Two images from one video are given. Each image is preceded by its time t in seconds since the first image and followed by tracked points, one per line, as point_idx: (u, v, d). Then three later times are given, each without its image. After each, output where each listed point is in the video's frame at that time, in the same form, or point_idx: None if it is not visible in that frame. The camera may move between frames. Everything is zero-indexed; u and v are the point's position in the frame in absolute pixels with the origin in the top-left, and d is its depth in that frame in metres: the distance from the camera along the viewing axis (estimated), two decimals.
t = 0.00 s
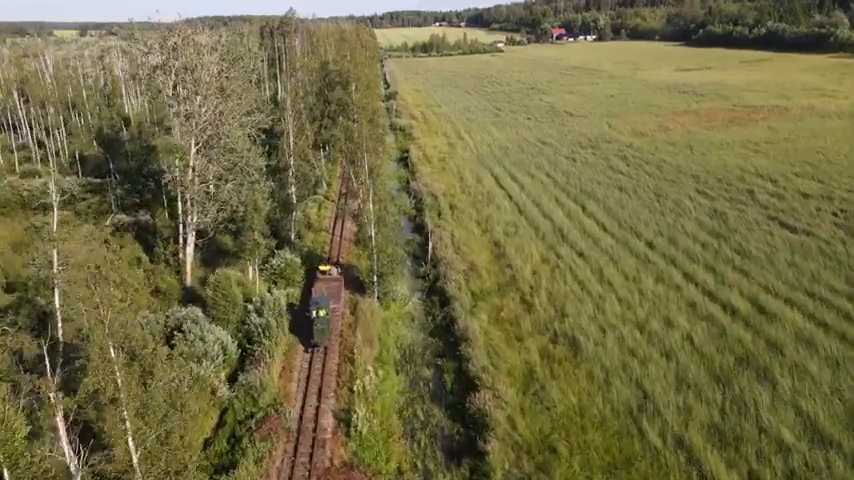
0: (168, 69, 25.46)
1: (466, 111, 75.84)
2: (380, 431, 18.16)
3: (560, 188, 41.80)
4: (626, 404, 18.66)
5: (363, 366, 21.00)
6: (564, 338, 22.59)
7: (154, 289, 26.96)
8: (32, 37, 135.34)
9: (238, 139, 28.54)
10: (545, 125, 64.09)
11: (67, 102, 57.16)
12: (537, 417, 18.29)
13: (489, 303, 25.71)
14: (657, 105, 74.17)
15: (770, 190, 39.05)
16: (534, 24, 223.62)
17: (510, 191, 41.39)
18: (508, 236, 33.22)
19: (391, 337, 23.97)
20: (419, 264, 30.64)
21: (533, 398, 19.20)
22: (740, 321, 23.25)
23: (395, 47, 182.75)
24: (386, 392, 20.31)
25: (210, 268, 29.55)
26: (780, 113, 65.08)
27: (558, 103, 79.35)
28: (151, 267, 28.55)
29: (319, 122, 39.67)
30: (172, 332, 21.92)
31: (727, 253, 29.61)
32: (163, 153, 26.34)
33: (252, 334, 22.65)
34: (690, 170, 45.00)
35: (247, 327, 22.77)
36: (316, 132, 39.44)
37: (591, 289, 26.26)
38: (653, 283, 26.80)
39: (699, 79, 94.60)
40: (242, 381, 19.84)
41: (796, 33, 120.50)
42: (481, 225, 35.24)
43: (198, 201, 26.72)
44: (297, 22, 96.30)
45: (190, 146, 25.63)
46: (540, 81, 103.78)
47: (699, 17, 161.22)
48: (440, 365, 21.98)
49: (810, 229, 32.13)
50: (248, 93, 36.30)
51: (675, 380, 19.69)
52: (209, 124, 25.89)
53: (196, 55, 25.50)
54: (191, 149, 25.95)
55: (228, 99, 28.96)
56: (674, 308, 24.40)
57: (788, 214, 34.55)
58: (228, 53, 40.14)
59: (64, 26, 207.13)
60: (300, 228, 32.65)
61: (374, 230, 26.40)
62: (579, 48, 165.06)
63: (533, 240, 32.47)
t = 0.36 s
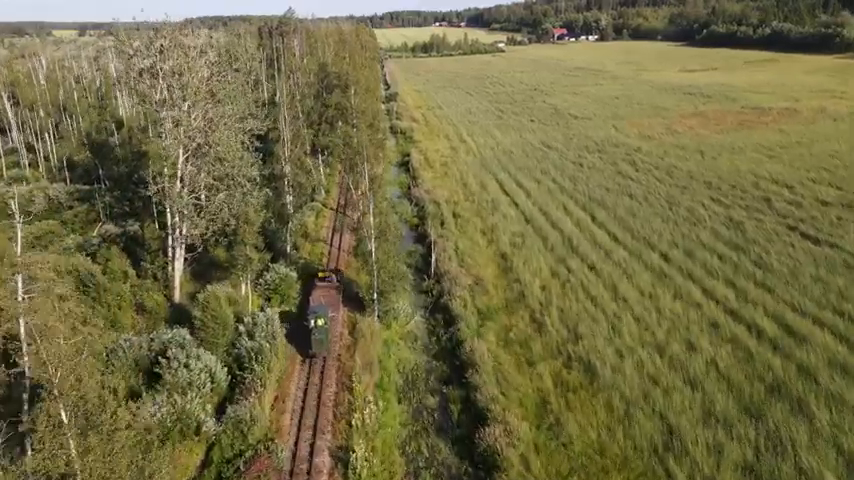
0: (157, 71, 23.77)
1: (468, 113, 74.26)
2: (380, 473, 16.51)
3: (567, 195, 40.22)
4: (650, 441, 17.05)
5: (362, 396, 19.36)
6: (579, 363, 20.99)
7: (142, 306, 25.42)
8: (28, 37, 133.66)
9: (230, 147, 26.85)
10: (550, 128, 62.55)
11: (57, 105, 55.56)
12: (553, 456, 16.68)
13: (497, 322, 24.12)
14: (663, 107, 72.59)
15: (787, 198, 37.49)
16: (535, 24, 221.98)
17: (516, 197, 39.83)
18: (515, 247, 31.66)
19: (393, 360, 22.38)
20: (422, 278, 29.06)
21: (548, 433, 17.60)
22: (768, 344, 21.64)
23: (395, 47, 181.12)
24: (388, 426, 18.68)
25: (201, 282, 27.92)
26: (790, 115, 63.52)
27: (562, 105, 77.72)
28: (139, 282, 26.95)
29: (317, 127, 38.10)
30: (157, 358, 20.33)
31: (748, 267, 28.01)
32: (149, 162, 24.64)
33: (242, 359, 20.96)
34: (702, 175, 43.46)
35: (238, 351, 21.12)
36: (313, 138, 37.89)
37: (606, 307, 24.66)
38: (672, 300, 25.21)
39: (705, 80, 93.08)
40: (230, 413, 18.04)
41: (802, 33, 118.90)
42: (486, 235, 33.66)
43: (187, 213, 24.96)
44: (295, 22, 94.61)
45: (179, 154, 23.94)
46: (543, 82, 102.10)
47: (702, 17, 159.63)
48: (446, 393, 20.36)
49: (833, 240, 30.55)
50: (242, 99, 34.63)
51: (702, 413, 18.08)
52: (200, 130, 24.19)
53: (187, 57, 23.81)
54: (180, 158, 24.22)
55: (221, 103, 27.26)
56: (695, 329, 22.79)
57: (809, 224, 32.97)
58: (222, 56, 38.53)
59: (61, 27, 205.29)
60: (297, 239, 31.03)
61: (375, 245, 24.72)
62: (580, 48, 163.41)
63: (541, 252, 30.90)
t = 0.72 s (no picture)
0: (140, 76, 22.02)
1: (470, 116, 72.58)
2: None
3: (575, 202, 38.57)
4: None
5: (361, 435, 17.61)
6: (597, 395, 19.31)
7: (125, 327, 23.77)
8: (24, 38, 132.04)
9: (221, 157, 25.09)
10: (554, 132, 60.91)
11: (47, 109, 53.86)
12: None
13: (506, 346, 22.49)
14: (670, 109, 70.91)
15: (806, 206, 35.81)
16: (536, 24, 220.00)
17: (522, 206, 38.17)
18: (523, 261, 30.00)
19: (394, 389, 20.71)
20: (425, 295, 27.37)
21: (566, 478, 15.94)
22: (801, 372, 19.96)
23: (395, 48, 179.38)
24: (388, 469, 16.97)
25: (190, 300, 26.25)
26: (801, 118, 61.86)
27: (566, 107, 76.03)
28: (124, 301, 25.31)
29: (314, 135, 36.55)
30: (135, 389, 18.61)
31: (772, 283, 26.31)
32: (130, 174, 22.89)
33: (232, 390, 19.23)
34: (715, 181, 41.81)
35: (225, 381, 19.41)
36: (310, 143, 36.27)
37: (623, 328, 23.00)
38: (693, 321, 23.51)
39: (711, 81, 91.48)
40: (214, 454, 16.24)
41: (808, 33, 117.20)
42: (492, 247, 31.99)
43: (173, 229, 23.24)
44: (294, 22, 92.84)
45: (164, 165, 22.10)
46: (546, 83, 100.37)
47: (705, 17, 158.01)
48: (452, 428, 18.66)
49: None
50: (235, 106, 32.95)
51: (736, 454, 16.40)
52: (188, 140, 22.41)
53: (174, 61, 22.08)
54: (166, 170, 22.54)
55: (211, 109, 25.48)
56: (721, 354, 21.11)
57: (832, 235, 31.29)
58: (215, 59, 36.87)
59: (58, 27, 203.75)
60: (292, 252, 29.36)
61: (375, 263, 22.98)
62: (582, 48, 161.77)
63: (550, 266, 29.25)
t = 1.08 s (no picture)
0: (122, 83, 20.40)
1: (472, 118, 70.99)
2: None
3: (584, 211, 37.02)
4: None
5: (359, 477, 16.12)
6: (617, 430, 17.76)
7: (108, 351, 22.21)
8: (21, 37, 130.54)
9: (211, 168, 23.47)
10: (559, 136, 59.37)
11: (37, 112, 52.26)
12: None
13: (516, 372, 20.93)
14: (677, 112, 69.33)
15: (826, 216, 34.25)
16: (537, 24, 218.33)
17: (529, 215, 36.64)
18: (531, 275, 28.44)
19: (394, 422, 19.20)
20: (427, 314, 25.95)
21: None
22: (838, 404, 18.38)
23: (395, 48, 177.74)
24: None
25: (178, 320, 24.69)
26: (813, 120, 60.28)
27: (570, 110, 74.46)
28: (107, 321, 23.72)
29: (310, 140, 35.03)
30: (112, 426, 17.01)
31: (797, 301, 24.76)
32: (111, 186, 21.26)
33: (217, 427, 17.69)
34: (728, 188, 40.27)
35: (212, 417, 17.86)
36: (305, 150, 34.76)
37: (641, 352, 21.44)
38: (716, 345, 21.94)
39: (716, 83, 89.96)
40: None
41: (815, 34, 115.53)
42: (498, 260, 30.46)
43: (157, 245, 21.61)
44: (292, 22, 91.20)
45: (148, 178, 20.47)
46: (549, 85, 98.75)
47: (709, 17, 156.37)
48: (459, 469, 17.11)
49: None
50: (228, 112, 31.38)
51: None
52: (174, 151, 20.77)
53: (160, 66, 20.33)
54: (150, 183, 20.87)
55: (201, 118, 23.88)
56: (749, 383, 19.56)
57: None
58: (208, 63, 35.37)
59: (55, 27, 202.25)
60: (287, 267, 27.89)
61: (375, 284, 21.33)
62: (584, 49, 160.12)
63: (559, 281, 27.70)
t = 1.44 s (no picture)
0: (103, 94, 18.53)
1: (474, 123, 69.39)
2: None
3: (593, 224, 35.42)
4: None
5: None
6: None
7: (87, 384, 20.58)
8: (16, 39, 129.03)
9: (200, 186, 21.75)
10: (564, 141, 57.79)
11: (27, 118, 50.65)
12: None
13: (527, 410, 19.34)
14: (684, 116, 67.71)
15: (849, 229, 32.65)
16: (538, 24, 216.71)
17: (536, 228, 35.06)
18: (540, 296, 26.83)
19: (397, 468, 17.58)
20: (431, 340, 24.29)
21: None
22: None
23: (395, 49, 176.08)
24: None
25: (165, 347, 23.05)
26: (824, 126, 58.68)
27: (575, 114, 72.87)
28: (88, 350, 22.05)
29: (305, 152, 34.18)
30: None
31: (827, 326, 23.12)
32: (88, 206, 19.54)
33: None
34: (742, 199, 38.68)
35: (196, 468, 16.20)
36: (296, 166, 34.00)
37: (662, 387, 19.83)
38: (743, 377, 20.33)
39: (722, 86, 88.39)
40: None
41: (820, 35, 113.92)
42: (505, 278, 28.87)
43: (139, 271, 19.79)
44: (291, 24, 89.61)
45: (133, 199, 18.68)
46: (552, 87, 97.12)
47: (712, 19, 154.82)
48: None
49: None
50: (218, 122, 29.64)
51: None
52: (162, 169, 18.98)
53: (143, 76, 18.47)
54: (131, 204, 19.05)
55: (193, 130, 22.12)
56: (783, 423, 17.95)
57: None
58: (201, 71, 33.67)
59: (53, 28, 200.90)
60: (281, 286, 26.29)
61: (376, 315, 19.42)
62: (586, 50, 158.44)
63: (570, 302, 26.12)
